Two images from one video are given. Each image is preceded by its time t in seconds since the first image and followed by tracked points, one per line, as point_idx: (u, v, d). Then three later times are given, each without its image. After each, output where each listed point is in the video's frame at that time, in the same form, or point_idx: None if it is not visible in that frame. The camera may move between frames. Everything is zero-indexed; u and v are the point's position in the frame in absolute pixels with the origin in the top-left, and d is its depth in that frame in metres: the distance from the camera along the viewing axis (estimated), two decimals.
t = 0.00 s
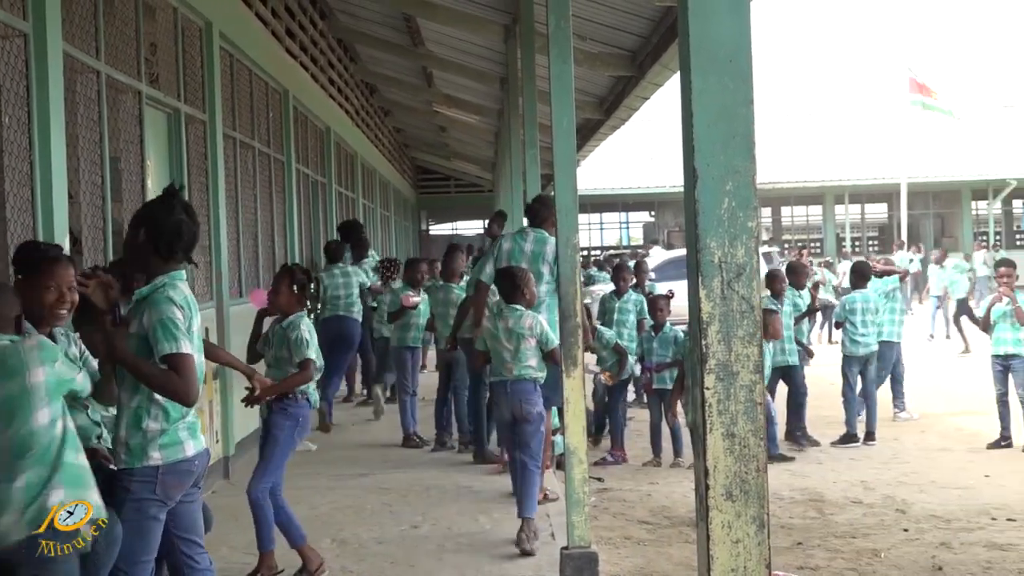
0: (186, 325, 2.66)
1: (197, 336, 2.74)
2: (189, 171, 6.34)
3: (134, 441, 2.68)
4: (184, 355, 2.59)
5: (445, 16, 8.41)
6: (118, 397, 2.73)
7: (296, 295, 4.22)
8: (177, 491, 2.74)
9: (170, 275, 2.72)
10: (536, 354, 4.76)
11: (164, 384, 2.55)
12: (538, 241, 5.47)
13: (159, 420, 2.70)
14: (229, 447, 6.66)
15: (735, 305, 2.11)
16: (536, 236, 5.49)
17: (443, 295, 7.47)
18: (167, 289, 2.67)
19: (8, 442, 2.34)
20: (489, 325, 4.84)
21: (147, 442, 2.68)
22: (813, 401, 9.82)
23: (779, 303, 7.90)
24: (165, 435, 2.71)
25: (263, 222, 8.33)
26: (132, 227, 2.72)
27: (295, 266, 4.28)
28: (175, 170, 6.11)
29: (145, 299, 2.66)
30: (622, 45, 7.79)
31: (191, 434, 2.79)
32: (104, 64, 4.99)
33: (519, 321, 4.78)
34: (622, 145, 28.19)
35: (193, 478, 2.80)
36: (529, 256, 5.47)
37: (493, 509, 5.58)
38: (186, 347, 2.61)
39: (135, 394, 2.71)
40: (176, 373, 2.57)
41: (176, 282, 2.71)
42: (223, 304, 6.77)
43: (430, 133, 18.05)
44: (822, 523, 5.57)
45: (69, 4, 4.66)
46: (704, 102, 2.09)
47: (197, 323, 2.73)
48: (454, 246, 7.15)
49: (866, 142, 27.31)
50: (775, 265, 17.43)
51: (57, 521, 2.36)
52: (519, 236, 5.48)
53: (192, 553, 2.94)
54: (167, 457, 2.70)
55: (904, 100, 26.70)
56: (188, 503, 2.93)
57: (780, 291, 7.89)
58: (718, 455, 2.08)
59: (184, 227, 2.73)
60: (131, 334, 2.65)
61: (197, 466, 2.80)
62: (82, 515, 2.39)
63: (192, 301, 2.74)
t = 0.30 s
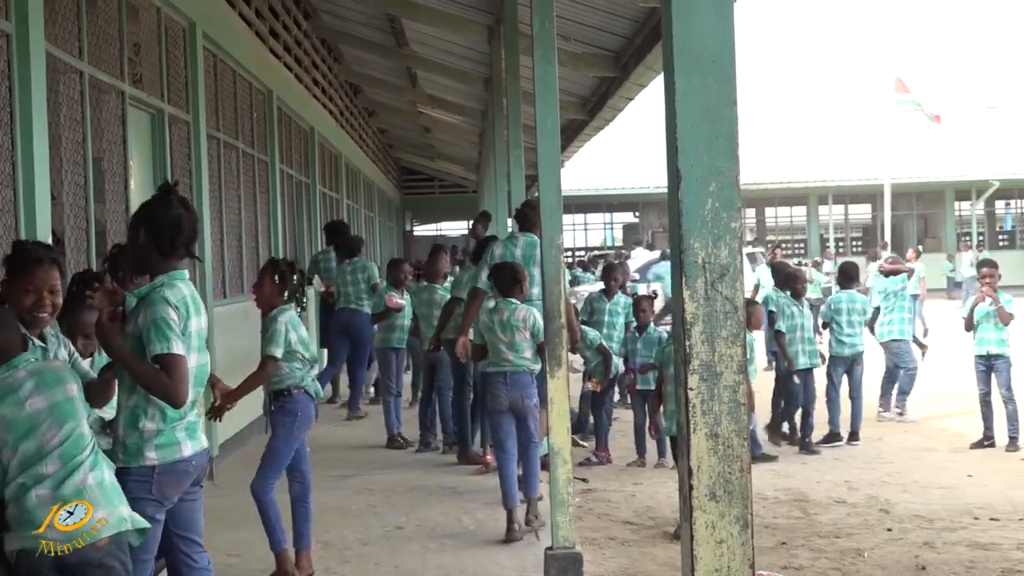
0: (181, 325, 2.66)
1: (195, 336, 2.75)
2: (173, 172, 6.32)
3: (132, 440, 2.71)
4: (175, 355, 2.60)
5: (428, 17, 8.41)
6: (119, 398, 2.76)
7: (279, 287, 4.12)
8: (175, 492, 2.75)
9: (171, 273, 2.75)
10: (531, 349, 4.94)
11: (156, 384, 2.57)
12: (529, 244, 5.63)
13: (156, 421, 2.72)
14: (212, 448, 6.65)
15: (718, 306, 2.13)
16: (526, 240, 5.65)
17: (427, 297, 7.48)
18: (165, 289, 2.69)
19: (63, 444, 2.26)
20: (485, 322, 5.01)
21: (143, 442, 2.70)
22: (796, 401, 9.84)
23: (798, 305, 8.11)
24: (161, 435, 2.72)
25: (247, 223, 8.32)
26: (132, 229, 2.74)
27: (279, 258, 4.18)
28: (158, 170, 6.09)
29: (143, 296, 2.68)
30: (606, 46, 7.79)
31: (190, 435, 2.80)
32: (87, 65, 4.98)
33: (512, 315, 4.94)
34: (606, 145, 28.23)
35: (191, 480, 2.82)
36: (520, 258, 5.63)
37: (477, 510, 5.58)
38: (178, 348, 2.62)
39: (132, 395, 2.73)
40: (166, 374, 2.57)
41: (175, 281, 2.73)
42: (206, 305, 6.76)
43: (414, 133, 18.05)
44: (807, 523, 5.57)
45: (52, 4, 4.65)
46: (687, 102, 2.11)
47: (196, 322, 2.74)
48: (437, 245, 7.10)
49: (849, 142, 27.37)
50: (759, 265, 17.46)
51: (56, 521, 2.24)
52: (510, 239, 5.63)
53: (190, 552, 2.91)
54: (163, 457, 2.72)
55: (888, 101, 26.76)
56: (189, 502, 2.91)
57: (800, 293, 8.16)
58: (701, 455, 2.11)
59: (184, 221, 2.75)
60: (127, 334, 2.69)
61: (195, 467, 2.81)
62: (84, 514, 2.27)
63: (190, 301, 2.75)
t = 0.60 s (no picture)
0: (170, 326, 2.65)
1: (189, 338, 2.75)
2: (158, 173, 6.31)
3: (125, 442, 2.71)
4: (163, 357, 2.59)
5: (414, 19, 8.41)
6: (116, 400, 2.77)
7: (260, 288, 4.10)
8: (170, 492, 2.75)
9: (169, 275, 2.76)
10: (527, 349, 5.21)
11: (143, 385, 2.55)
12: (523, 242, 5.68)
13: (147, 423, 2.72)
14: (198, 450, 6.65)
15: (705, 307, 2.15)
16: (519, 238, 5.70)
17: (413, 297, 7.46)
18: (155, 291, 2.68)
19: (63, 445, 2.25)
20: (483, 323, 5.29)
21: (135, 443, 2.70)
22: (784, 402, 9.85)
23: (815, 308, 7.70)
24: (153, 437, 2.72)
25: (233, 223, 8.31)
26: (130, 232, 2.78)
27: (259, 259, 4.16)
28: (144, 172, 6.08)
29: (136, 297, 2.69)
30: (592, 47, 7.79)
31: (185, 436, 2.80)
32: (73, 66, 4.97)
33: (508, 318, 5.21)
34: (593, 146, 28.25)
35: (186, 481, 2.81)
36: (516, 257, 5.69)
37: (464, 510, 5.59)
38: (166, 350, 2.61)
39: (127, 397, 2.74)
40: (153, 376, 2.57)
41: (171, 283, 2.74)
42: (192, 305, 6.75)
43: (401, 134, 18.04)
44: (794, 523, 5.58)
45: (38, 5, 4.64)
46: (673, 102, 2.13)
47: (190, 324, 2.74)
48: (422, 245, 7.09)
49: (835, 143, 27.37)
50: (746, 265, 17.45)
51: (56, 521, 2.22)
52: (506, 237, 5.70)
53: (192, 551, 2.93)
54: (156, 458, 2.71)
55: (874, 102, 26.81)
56: (190, 500, 2.92)
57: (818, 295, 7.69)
58: (688, 455, 2.12)
59: (180, 223, 2.77)
60: (120, 336, 2.70)
61: (191, 469, 2.81)
62: (83, 515, 2.26)
63: (186, 303, 2.75)
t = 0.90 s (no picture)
0: (159, 328, 2.65)
1: (178, 340, 2.75)
2: (137, 173, 6.29)
3: (113, 442, 2.70)
4: (149, 358, 2.60)
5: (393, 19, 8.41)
6: (109, 401, 2.77)
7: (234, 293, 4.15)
8: (159, 493, 2.74)
9: (163, 275, 2.77)
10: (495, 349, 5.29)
11: (129, 386, 2.58)
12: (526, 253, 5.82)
13: (136, 424, 2.71)
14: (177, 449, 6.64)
15: (683, 307, 2.15)
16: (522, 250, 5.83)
17: (392, 298, 7.46)
18: (145, 293, 2.68)
19: (20, 455, 2.37)
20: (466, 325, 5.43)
21: (123, 444, 2.69)
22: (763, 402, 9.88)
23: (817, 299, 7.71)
24: (141, 438, 2.71)
25: (212, 223, 8.29)
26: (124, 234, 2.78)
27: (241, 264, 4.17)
28: (122, 172, 6.06)
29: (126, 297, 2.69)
30: (571, 47, 7.79)
31: (173, 438, 2.78)
32: (51, 65, 4.95)
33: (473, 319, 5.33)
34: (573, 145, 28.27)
35: (175, 482, 2.80)
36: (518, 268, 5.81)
37: (443, 511, 5.59)
38: (153, 351, 2.61)
39: (117, 399, 2.74)
40: (138, 377, 2.58)
41: (162, 285, 2.73)
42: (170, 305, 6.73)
43: (380, 134, 18.01)
44: (771, 523, 5.60)
45: (16, 4, 4.62)
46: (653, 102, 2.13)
47: (180, 327, 2.74)
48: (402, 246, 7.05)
49: (814, 144, 27.44)
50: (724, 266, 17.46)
51: (61, 518, 2.42)
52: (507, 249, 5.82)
53: (180, 551, 2.92)
54: (144, 459, 2.70)
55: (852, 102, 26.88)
56: (179, 499, 2.91)
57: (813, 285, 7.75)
58: (667, 455, 2.13)
59: (171, 224, 2.77)
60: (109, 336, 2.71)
61: (180, 470, 2.80)
62: (80, 514, 2.47)
63: (177, 307, 2.74)
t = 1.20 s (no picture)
0: (145, 325, 2.65)
1: (163, 339, 2.74)
2: (112, 174, 6.27)
3: (97, 440, 2.70)
4: (133, 353, 2.59)
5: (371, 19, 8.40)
6: (95, 402, 2.78)
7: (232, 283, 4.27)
8: (142, 494, 2.73)
9: (150, 275, 2.77)
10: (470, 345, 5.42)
11: (109, 378, 2.56)
12: (523, 256, 5.85)
13: (121, 421, 2.71)
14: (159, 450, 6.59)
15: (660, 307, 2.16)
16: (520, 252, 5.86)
17: (368, 297, 7.43)
18: (132, 291, 2.69)
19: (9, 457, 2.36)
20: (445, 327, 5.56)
21: (107, 442, 2.69)
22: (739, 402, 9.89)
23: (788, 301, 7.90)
24: (125, 437, 2.70)
25: (188, 223, 8.27)
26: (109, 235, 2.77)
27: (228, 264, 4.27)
28: (98, 173, 6.04)
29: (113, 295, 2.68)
30: (549, 47, 7.79)
31: (157, 438, 2.77)
32: (27, 65, 4.93)
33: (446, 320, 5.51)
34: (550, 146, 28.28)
35: (158, 483, 2.79)
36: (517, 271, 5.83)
37: (420, 511, 5.59)
38: (138, 347, 2.60)
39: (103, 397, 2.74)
40: (121, 371, 2.57)
41: (149, 284, 2.73)
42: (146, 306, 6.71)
43: (357, 134, 17.98)
44: (749, 522, 5.61)
45: None
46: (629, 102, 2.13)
47: (165, 326, 2.74)
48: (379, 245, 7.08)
49: (791, 144, 27.50)
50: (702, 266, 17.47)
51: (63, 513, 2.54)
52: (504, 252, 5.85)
53: (160, 551, 2.92)
54: (127, 458, 2.70)
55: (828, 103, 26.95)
56: (161, 500, 2.90)
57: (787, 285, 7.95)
58: (643, 455, 2.13)
59: (158, 224, 2.78)
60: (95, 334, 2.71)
61: (163, 471, 2.79)
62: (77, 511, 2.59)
63: (163, 306, 2.75)
